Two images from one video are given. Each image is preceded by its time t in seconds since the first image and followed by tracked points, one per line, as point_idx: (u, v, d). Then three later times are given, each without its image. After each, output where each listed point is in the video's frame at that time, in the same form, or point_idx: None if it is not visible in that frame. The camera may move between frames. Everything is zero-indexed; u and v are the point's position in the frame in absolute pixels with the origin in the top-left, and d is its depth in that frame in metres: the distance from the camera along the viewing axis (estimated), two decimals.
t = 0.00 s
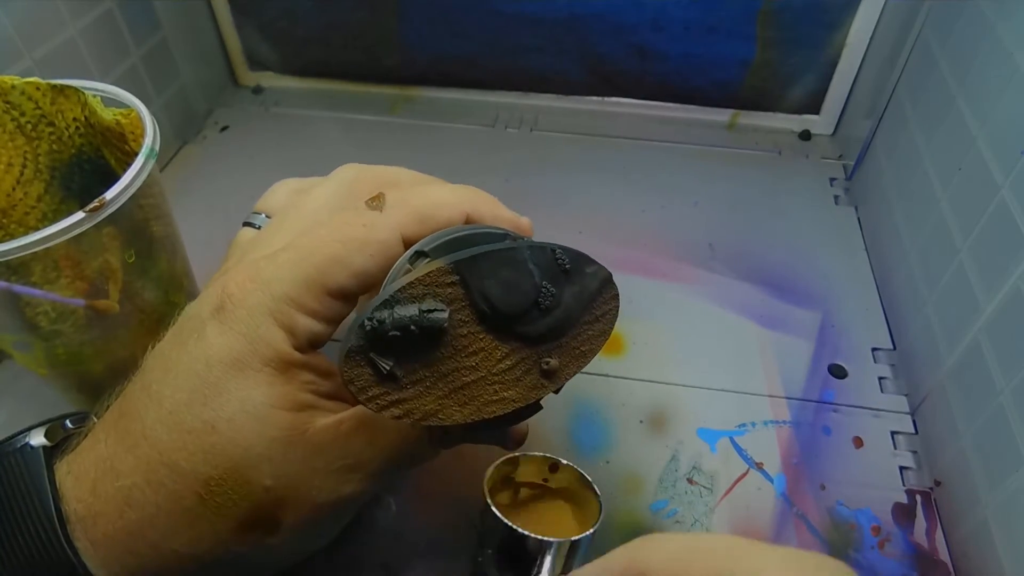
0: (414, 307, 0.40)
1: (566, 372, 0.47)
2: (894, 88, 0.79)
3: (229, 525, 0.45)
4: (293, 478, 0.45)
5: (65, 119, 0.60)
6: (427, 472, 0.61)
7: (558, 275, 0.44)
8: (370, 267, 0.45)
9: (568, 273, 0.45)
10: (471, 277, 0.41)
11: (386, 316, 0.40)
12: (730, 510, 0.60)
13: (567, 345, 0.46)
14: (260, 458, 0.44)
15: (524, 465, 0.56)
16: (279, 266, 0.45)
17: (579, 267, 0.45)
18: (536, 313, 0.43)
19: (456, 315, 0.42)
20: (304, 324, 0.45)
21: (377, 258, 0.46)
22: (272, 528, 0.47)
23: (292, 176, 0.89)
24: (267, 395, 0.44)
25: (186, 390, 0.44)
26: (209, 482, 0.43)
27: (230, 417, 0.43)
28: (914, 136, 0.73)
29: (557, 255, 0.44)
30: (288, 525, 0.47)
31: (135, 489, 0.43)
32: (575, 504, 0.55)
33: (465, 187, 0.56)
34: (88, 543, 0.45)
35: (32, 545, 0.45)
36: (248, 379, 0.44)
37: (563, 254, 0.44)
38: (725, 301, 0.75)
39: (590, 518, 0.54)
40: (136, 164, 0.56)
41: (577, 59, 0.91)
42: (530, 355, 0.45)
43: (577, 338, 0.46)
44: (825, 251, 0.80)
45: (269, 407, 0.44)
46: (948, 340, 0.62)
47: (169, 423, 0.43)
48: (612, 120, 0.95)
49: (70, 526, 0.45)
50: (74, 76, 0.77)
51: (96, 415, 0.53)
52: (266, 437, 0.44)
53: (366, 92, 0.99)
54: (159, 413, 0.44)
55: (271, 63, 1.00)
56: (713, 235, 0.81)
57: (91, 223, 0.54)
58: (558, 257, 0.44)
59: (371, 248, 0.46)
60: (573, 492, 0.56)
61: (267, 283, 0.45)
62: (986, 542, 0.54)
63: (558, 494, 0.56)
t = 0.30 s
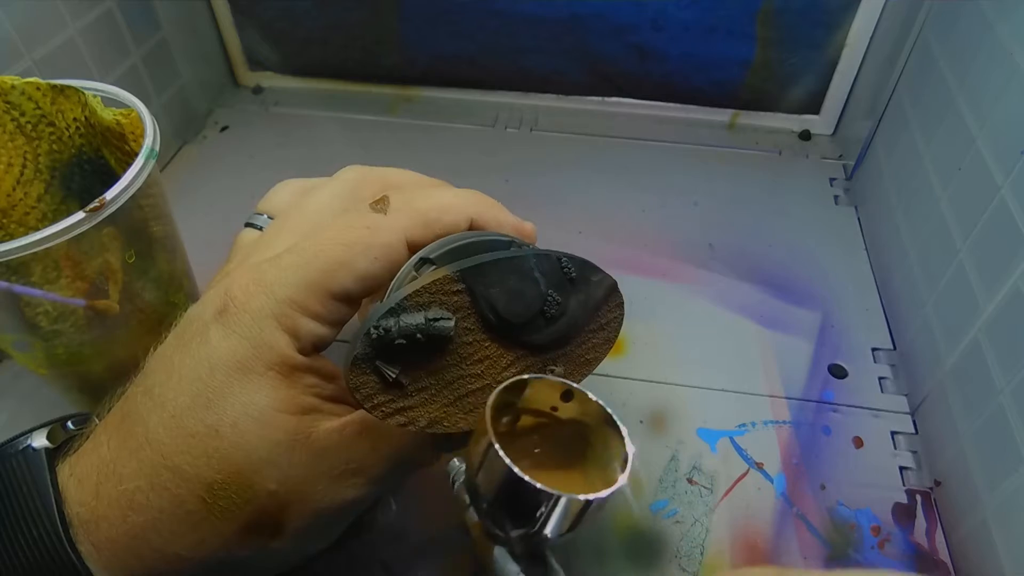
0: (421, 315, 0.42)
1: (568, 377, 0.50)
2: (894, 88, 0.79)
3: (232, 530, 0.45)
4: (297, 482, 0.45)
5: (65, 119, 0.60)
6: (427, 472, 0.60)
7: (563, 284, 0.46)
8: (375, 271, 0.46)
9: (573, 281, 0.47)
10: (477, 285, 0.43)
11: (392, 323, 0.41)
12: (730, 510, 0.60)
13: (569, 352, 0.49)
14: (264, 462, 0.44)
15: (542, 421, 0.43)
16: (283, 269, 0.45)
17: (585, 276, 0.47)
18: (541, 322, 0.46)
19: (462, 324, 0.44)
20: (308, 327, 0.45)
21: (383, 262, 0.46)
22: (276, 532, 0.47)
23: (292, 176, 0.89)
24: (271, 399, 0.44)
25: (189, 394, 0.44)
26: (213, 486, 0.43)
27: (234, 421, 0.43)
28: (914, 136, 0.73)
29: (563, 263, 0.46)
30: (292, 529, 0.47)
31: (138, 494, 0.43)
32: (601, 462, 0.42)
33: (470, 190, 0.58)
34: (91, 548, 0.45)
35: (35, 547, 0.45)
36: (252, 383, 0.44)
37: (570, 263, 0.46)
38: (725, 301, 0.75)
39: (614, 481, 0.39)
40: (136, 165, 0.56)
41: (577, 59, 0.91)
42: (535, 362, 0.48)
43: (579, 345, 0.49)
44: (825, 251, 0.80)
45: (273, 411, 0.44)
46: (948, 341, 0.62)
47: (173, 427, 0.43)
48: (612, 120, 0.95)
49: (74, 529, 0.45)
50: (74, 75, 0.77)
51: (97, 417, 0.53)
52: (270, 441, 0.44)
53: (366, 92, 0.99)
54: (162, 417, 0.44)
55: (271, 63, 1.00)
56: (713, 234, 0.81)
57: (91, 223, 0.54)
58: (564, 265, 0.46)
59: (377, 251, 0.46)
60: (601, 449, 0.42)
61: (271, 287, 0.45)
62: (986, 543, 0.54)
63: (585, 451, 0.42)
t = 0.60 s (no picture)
0: (422, 326, 0.42)
1: (572, 382, 0.50)
2: (894, 88, 0.80)
3: (235, 531, 0.45)
4: (299, 484, 0.45)
5: (65, 119, 0.60)
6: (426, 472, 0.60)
7: (563, 289, 0.46)
8: (375, 270, 0.46)
9: (573, 286, 0.47)
10: (477, 293, 0.43)
11: (394, 335, 0.41)
12: (730, 510, 0.60)
13: (572, 357, 0.49)
14: (267, 464, 0.44)
15: (484, 425, 0.41)
16: (283, 270, 0.45)
17: (585, 281, 0.47)
18: (542, 327, 0.46)
19: (463, 333, 0.44)
20: (309, 327, 0.45)
21: (384, 261, 0.46)
22: (278, 534, 0.47)
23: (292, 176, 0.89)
24: (273, 401, 0.44)
25: (191, 395, 0.44)
26: (215, 488, 0.43)
27: (237, 422, 0.43)
28: (914, 136, 0.73)
29: (563, 268, 0.46)
30: (294, 531, 0.47)
31: (140, 496, 0.43)
32: (543, 465, 0.40)
33: (471, 193, 0.57)
34: (93, 549, 0.45)
35: (36, 548, 0.44)
36: (253, 384, 0.44)
37: (569, 268, 0.46)
38: (725, 301, 0.75)
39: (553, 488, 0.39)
40: (136, 165, 0.56)
41: (577, 59, 0.91)
42: (537, 368, 0.48)
43: (583, 349, 0.49)
44: (825, 251, 0.80)
45: (275, 413, 0.44)
46: (948, 341, 0.62)
47: (175, 429, 0.43)
48: (612, 120, 0.95)
49: (75, 531, 0.45)
50: (73, 75, 0.77)
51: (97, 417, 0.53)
52: (272, 442, 0.44)
53: (366, 92, 0.99)
54: (163, 419, 0.44)
55: (271, 62, 1.00)
56: (713, 234, 0.81)
57: (91, 223, 0.54)
58: (563, 271, 0.46)
59: (377, 250, 0.46)
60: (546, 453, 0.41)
61: (272, 288, 0.45)
62: (986, 543, 0.54)
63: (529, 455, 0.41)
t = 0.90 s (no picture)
0: (416, 321, 0.42)
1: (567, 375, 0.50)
2: (894, 88, 0.80)
3: (233, 529, 0.45)
4: (297, 482, 0.45)
5: (65, 118, 0.60)
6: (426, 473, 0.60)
7: (557, 283, 0.46)
8: (372, 268, 0.46)
9: (568, 280, 0.47)
10: (470, 288, 0.43)
11: (388, 331, 0.41)
12: (730, 510, 0.60)
13: (567, 350, 0.49)
14: (265, 462, 0.44)
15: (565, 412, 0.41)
16: (279, 268, 0.45)
17: (579, 274, 0.47)
18: (538, 321, 0.46)
19: (458, 327, 0.43)
20: (306, 325, 0.45)
21: (380, 258, 0.46)
22: (276, 532, 0.47)
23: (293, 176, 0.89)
24: (271, 398, 0.44)
25: (188, 393, 0.44)
26: (213, 486, 0.43)
27: (234, 420, 0.43)
28: (914, 136, 0.73)
29: (557, 262, 0.46)
30: (293, 529, 0.47)
31: (138, 494, 0.43)
32: (626, 449, 0.39)
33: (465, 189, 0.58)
34: (91, 548, 0.45)
35: (35, 546, 0.45)
36: (251, 382, 0.44)
37: (563, 261, 0.46)
38: (724, 301, 0.75)
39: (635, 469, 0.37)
40: (136, 165, 0.56)
41: (577, 59, 0.91)
42: (533, 363, 0.48)
43: (580, 342, 0.49)
44: (825, 251, 0.80)
45: (273, 410, 0.44)
46: (948, 341, 0.62)
47: (172, 427, 0.43)
48: (612, 120, 0.95)
49: (73, 529, 0.45)
50: (73, 76, 0.77)
51: (97, 417, 0.53)
52: (270, 440, 0.44)
53: (366, 92, 0.99)
54: (161, 417, 0.44)
55: (271, 63, 1.00)
56: (714, 234, 0.81)
57: (90, 223, 0.54)
58: (557, 264, 0.46)
59: (374, 248, 0.46)
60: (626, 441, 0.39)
61: (268, 285, 0.45)
62: (986, 543, 0.54)
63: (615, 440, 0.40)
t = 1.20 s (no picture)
0: (414, 321, 0.42)
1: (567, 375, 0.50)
2: (894, 88, 0.80)
3: (232, 529, 0.45)
4: (296, 481, 0.45)
5: (65, 118, 0.60)
6: (427, 472, 0.60)
7: (555, 281, 0.46)
8: (370, 266, 0.46)
9: (565, 278, 0.47)
10: (468, 287, 0.43)
11: (386, 330, 0.41)
12: (730, 510, 0.60)
13: (566, 349, 0.49)
14: (264, 461, 0.44)
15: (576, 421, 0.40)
16: (278, 267, 0.45)
17: (576, 272, 0.47)
18: (535, 320, 0.46)
19: (456, 327, 0.43)
20: (305, 324, 0.45)
21: (378, 257, 0.46)
22: (276, 531, 0.47)
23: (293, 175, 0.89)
24: (270, 398, 0.44)
25: (187, 393, 0.44)
26: (212, 485, 0.43)
27: (233, 420, 0.43)
28: (914, 136, 0.73)
29: (554, 261, 0.46)
30: (292, 528, 0.47)
31: (137, 493, 0.43)
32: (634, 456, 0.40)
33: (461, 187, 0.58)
34: (91, 547, 0.45)
35: (35, 547, 0.45)
36: (249, 381, 0.44)
37: (560, 260, 0.46)
38: (725, 301, 0.75)
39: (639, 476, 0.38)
40: (136, 165, 0.56)
41: (577, 59, 0.91)
42: (531, 362, 0.47)
43: (577, 341, 0.49)
44: (825, 252, 0.80)
45: (272, 410, 0.44)
46: (948, 341, 0.62)
47: (171, 426, 0.43)
48: (612, 120, 0.95)
49: (72, 529, 0.45)
50: (74, 75, 0.77)
51: (96, 417, 0.53)
52: (269, 439, 0.44)
53: (365, 92, 0.99)
54: (160, 416, 0.44)
55: (271, 63, 1.00)
56: (714, 234, 0.81)
57: (90, 223, 0.54)
58: (555, 262, 0.46)
59: (372, 247, 0.46)
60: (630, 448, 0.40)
61: (266, 284, 0.45)
62: (986, 543, 0.54)
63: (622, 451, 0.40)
